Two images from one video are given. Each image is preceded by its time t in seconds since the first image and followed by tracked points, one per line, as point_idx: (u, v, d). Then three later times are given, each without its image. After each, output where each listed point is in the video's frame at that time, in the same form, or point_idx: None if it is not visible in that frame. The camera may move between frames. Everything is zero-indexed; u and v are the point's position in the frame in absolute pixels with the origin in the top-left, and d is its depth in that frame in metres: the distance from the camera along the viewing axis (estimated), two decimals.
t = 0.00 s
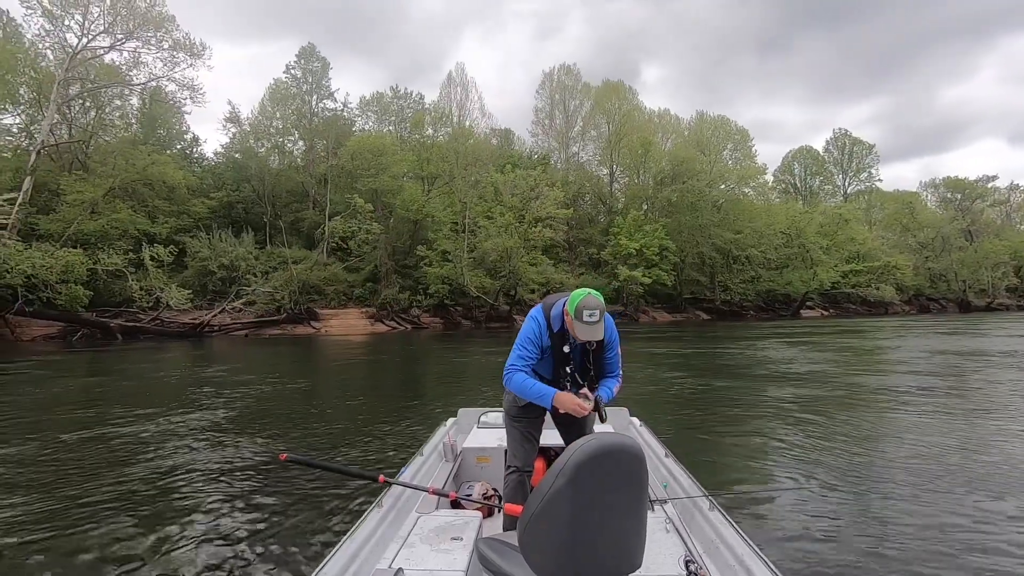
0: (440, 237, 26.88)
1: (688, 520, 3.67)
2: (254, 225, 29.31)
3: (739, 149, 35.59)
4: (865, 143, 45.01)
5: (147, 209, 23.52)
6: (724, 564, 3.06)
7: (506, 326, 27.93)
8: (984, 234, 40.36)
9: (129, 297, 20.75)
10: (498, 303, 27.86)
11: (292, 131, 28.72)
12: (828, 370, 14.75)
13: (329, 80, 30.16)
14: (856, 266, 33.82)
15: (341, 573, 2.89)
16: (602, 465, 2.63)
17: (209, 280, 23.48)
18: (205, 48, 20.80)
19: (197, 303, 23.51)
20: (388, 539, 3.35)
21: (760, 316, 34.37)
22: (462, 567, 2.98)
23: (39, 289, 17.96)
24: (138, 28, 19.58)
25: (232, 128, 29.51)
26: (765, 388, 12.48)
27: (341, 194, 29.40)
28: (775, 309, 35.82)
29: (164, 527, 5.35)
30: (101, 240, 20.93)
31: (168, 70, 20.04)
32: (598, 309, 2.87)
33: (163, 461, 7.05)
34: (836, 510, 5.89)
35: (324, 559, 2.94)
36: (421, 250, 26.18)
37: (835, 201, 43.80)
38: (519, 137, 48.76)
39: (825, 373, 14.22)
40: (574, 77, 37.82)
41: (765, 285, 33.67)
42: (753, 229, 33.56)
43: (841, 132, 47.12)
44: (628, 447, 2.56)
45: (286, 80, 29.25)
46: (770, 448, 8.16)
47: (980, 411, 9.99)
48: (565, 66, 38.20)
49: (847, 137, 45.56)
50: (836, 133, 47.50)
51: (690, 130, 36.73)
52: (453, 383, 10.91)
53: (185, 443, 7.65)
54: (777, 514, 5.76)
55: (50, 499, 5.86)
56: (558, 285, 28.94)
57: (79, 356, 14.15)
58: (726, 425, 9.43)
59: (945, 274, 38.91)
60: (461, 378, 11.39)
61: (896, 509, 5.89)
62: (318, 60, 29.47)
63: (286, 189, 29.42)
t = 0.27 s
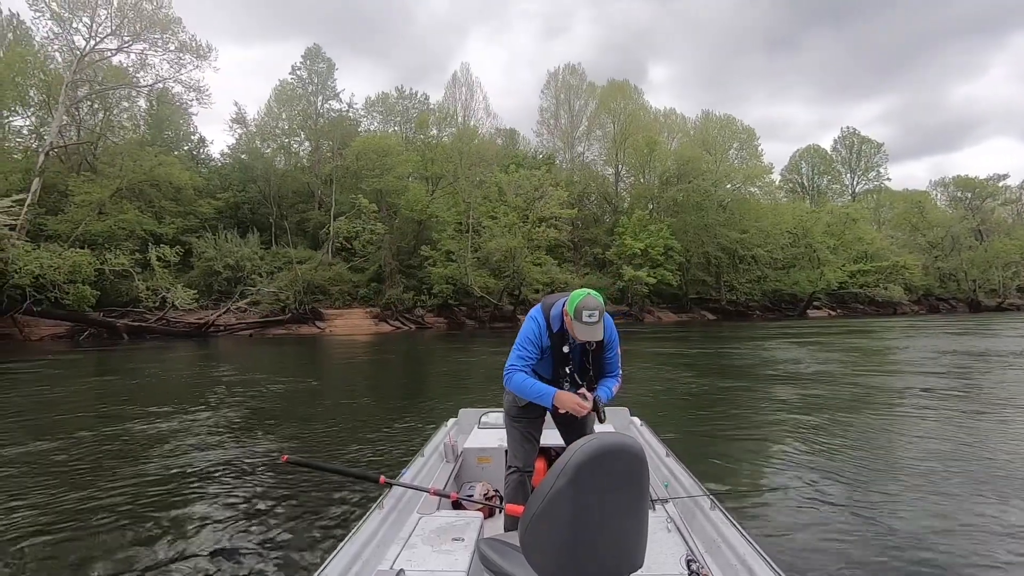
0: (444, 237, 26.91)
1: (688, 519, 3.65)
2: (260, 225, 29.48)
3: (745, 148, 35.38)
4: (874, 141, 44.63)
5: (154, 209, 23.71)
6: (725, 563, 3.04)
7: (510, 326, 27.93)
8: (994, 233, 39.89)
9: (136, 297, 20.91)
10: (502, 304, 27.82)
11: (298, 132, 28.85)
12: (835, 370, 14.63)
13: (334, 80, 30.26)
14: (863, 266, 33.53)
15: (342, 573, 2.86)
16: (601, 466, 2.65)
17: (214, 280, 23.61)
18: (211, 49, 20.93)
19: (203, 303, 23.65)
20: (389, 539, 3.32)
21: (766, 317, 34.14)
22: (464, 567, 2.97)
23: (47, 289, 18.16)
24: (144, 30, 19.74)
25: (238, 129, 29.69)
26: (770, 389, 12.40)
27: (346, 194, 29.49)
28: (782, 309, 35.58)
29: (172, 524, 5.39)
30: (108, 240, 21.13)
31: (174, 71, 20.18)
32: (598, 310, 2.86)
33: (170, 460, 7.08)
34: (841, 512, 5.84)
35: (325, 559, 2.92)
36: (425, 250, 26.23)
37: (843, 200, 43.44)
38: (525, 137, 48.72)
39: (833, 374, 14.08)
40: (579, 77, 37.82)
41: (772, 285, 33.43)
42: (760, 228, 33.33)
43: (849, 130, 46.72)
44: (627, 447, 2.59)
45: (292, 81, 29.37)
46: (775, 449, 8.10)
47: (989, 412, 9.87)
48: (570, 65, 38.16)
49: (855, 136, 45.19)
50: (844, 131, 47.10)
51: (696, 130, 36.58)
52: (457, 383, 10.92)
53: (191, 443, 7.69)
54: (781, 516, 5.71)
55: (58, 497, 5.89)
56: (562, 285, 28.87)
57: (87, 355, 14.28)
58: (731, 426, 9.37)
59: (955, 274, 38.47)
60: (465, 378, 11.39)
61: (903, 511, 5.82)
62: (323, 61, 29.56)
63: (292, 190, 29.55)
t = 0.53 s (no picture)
0: (448, 237, 26.96)
1: (689, 519, 3.64)
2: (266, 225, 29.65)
3: (751, 148, 35.20)
4: (882, 141, 44.25)
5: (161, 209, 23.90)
6: (726, 563, 3.02)
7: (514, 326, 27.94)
8: (1005, 233, 39.46)
9: (142, 296, 21.09)
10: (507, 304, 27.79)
11: (304, 132, 28.99)
12: (841, 371, 14.52)
13: (340, 81, 30.37)
14: (871, 266, 33.27)
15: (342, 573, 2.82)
16: (600, 466, 2.65)
17: (220, 280, 23.74)
18: (217, 50, 21.06)
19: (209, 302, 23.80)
20: (390, 539, 3.29)
21: (772, 317, 33.91)
22: (464, 568, 2.95)
23: (55, 288, 18.35)
24: (152, 32, 19.91)
25: (245, 129, 29.86)
26: (775, 390, 12.34)
27: (351, 194, 29.57)
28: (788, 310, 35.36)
29: (178, 522, 5.42)
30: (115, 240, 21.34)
31: (181, 72, 20.35)
32: (595, 311, 2.87)
33: (176, 458, 7.12)
34: (846, 514, 5.78)
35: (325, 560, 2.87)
36: (430, 250, 26.28)
37: (851, 200, 43.11)
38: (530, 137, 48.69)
39: (839, 375, 13.96)
40: (585, 77, 37.80)
41: (778, 285, 33.21)
42: (766, 228, 33.12)
43: (858, 130, 46.36)
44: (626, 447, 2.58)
45: (298, 81, 29.51)
46: (780, 450, 8.03)
47: (998, 414, 9.77)
48: (576, 65, 38.13)
49: (863, 135, 44.86)
50: (852, 130, 46.74)
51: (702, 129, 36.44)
52: (460, 382, 10.93)
53: (197, 441, 7.74)
54: (785, 518, 5.66)
55: (66, 495, 5.93)
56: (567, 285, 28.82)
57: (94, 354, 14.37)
58: (735, 427, 9.30)
59: (965, 275, 38.09)
60: (468, 378, 11.40)
61: (909, 514, 5.75)
62: (329, 61, 29.69)
63: (297, 190, 29.68)
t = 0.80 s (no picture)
0: (452, 237, 27.01)
1: (688, 520, 3.62)
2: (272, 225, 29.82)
3: (758, 147, 35.02)
4: (892, 140, 43.88)
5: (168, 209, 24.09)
6: (725, 563, 3.01)
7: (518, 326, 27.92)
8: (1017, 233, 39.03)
9: (149, 295, 21.28)
10: (511, 304, 27.76)
11: (310, 132, 29.13)
12: (849, 372, 14.41)
13: (346, 81, 30.48)
14: (879, 266, 32.98)
15: (342, 573, 2.81)
16: (601, 466, 2.66)
17: (226, 279, 23.88)
18: (224, 51, 21.20)
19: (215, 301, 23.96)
20: (389, 538, 3.27)
21: (779, 317, 33.68)
22: (463, 568, 2.94)
23: (63, 287, 18.55)
24: (159, 33, 20.08)
25: (252, 129, 30.05)
26: (780, 390, 12.27)
27: (357, 194, 29.66)
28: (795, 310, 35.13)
29: (184, 519, 5.46)
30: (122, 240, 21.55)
31: (188, 73, 20.51)
32: (590, 313, 2.89)
33: (182, 456, 7.16)
34: (851, 516, 5.73)
35: (324, 559, 2.85)
36: (434, 250, 26.34)
37: (859, 199, 42.76)
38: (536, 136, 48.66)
39: (846, 376, 13.84)
40: (591, 76, 37.77)
41: (785, 286, 32.97)
42: (773, 227, 32.91)
43: (866, 129, 45.98)
44: (626, 447, 2.59)
45: (304, 82, 29.67)
46: (785, 451, 7.97)
47: (1006, 415, 9.67)
48: (581, 64, 38.09)
49: (872, 134, 44.53)
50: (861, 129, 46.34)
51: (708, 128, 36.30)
52: (464, 382, 10.94)
53: (202, 439, 7.80)
54: (787, 519, 5.61)
55: (73, 492, 5.98)
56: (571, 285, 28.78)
57: (102, 353, 14.50)
58: (739, 428, 9.24)
59: (975, 275, 37.68)
60: (472, 377, 11.41)
61: (914, 517, 5.70)
62: (335, 62, 29.82)
63: (303, 190, 29.81)
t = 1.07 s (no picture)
0: (457, 236, 27.04)
1: (688, 520, 3.60)
2: (278, 225, 29.98)
3: (764, 146, 34.83)
4: (901, 138, 43.51)
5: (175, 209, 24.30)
6: (724, 564, 2.99)
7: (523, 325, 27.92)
8: None
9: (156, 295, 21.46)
10: (515, 303, 27.73)
11: (316, 132, 29.27)
12: (855, 372, 14.31)
13: (352, 81, 30.59)
14: (887, 266, 32.69)
15: (341, 572, 2.80)
16: (600, 465, 2.65)
17: (232, 279, 24.02)
18: (230, 53, 21.36)
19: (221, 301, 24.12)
20: (389, 538, 3.26)
21: (786, 318, 33.43)
22: (463, 567, 2.94)
23: (70, 287, 18.76)
24: (166, 35, 20.25)
25: (258, 130, 30.24)
26: (786, 391, 12.19)
27: (362, 194, 29.76)
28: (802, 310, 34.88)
29: (191, 516, 5.51)
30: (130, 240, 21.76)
31: (195, 74, 20.68)
32: (586, 312, 2.93)
33: (187, 455, 7.20)
34: (855, 518, 5.66)
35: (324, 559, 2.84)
36: (438, 250, 26.38)
37: (868, 199, 42.42)
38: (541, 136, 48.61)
39: (853, 377, 13.72)
40: (596, 75, 37.77)
41: (792, 286, 32.74)
42: (779, 227, 32.70)
43: (875, 127, 45.59)
44: (626, 447, 2.59)
45: (310, 82, 29.81)
46: (790, 452, 7.90)
47: (1016, 416, 9.56)
48: (586, 63, 38.07)
49: (881, 133, 44.16)
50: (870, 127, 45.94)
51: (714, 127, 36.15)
52: (467, 382, 10.96)
53: (207, 437, 7.85)
54: (790, 520, 5.56)
55: (79, 491, 6.02)
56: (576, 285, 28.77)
57: (110, 352, 14.64)
58: (743, 428, 9.18)
59: (986, 275, 37.27)
60: (475, 377, 11.43)
61: (920, 519, 5.63)
62: (341, 62, 29.93)
63: (309, 190, 29.96)
